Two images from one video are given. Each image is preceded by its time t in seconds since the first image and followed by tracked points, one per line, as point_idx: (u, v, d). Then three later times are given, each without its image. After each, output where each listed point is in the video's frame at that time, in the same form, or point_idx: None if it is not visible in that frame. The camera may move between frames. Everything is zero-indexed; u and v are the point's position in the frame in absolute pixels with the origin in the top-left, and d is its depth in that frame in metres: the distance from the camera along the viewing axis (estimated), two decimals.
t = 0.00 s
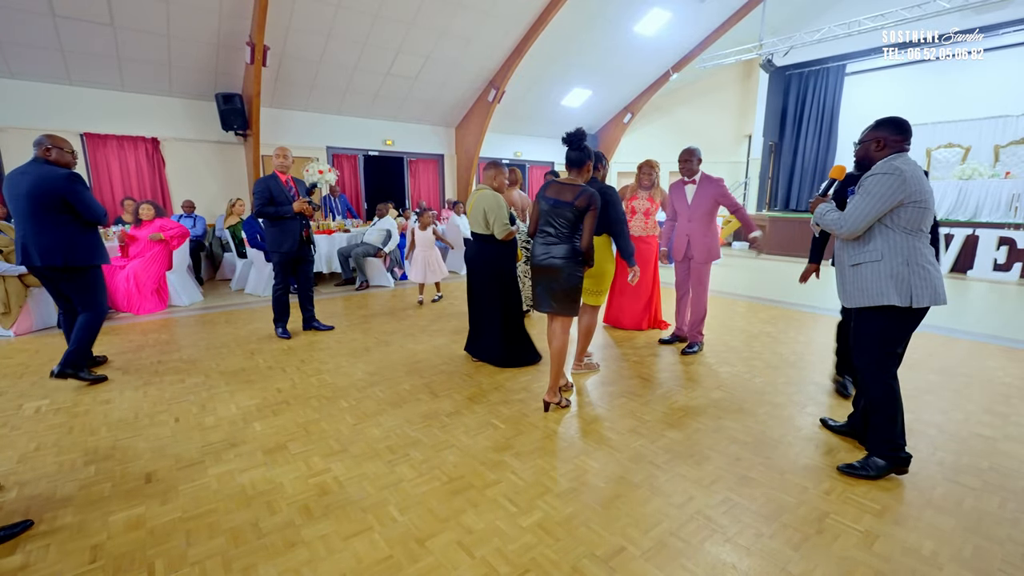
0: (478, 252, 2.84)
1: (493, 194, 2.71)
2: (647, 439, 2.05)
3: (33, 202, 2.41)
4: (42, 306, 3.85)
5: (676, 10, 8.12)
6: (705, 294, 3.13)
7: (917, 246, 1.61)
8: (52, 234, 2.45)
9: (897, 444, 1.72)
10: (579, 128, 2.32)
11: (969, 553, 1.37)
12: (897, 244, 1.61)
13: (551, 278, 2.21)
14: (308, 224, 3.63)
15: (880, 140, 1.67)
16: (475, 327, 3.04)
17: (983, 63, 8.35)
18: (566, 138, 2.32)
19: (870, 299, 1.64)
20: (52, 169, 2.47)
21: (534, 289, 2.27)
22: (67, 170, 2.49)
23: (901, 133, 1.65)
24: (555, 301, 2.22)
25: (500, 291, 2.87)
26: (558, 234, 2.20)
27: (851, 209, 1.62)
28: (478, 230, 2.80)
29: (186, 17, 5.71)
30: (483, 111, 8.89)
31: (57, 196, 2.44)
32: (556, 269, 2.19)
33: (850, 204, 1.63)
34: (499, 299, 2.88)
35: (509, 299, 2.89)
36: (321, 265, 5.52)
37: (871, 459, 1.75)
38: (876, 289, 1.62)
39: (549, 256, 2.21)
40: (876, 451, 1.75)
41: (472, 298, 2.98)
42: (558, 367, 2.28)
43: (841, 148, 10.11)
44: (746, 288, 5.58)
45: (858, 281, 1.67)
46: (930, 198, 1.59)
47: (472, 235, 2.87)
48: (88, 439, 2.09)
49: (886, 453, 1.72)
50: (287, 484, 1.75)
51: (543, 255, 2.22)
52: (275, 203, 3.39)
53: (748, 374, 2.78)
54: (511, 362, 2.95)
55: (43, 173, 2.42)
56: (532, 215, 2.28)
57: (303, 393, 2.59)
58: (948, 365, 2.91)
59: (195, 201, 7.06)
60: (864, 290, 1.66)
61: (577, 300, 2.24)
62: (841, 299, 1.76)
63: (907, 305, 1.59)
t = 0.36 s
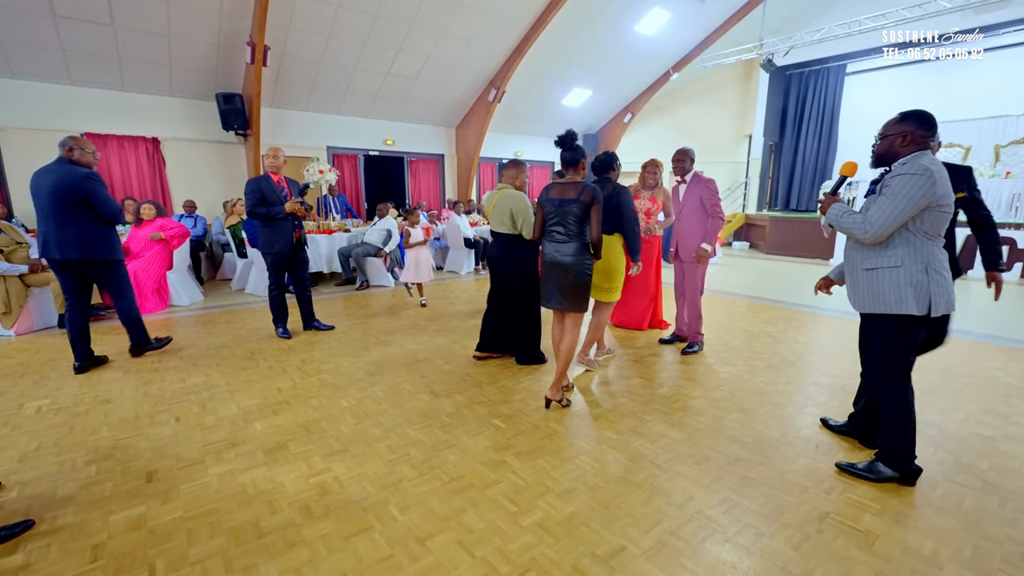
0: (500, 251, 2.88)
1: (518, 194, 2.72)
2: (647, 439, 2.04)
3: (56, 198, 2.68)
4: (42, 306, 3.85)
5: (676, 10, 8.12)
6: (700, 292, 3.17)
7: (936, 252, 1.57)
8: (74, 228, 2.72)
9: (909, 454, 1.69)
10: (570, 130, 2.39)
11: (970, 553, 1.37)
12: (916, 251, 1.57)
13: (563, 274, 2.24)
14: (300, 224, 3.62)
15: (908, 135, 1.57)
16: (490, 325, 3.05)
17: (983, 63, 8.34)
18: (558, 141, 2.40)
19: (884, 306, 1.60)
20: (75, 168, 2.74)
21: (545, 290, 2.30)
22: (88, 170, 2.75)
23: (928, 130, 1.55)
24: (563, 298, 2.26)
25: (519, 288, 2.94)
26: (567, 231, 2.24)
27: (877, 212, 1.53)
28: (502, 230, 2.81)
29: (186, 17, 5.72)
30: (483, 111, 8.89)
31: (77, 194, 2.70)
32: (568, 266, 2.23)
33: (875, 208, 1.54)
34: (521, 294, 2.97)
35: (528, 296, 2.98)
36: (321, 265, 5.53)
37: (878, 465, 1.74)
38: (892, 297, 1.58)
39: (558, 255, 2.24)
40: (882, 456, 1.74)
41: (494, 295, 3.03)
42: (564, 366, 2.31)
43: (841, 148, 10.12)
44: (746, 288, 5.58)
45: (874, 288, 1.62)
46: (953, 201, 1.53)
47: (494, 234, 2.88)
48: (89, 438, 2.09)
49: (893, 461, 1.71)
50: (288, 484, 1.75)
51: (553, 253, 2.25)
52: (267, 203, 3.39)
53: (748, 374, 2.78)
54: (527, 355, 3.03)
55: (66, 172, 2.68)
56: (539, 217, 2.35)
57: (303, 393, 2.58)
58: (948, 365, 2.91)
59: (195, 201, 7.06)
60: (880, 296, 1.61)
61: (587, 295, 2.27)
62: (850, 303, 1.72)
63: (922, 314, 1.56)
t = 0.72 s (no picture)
0: (516, 253, 2.84)
1: (533, 195, 2.76)
2: (647, 439, 2.04)
3: (97, 202, 2.83)
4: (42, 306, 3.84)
5: (676, 10, 8.11)
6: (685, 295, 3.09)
7: (958, 259, 1.53)
8: (113, 230, 2.89)
9: (911, 457, 1.68)
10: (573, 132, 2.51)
11: (969, 552, 1.37)
12: (939, 259, 1.51)
13: (570, 271, 2.36)
14: (296, 224, 3.62)
15: (926, 132, 1.52)
16: (512, 327, 3.00)
17: (983, 63, 8.33)
18: (561, 143, 2.52)
19: (905, 319, 1.55)
20: (114, 173, 2.89)
21: (549, 287, 2.42)
22: (126, 175, 2.91)
23: (950, 124, 1.49)
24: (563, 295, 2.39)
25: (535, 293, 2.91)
26: (572, 229, 2.36)
27: (907, 219, 1.46)
28: (516, 230, 2.81)
29: (186, 17, 5.72)
30: (483, 111, 8.90)
31: (117, 197, 2.86)
32: (575, 263, 2.35)
33: (905, 217, 1.47)
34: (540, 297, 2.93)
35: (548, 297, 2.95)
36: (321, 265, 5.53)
37: (879, 465, 1.74)
38: (916, 309, 1.52)
39: (564, 252, 2.36)
40: (882, 454, 1.74)
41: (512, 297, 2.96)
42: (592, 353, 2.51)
43: (841, 148, 10.11)
44: (746, 288, 5.57)
45: (899, 298, 1.55)
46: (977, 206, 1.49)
47: (507, 236, 2.88)
48: (89, 438, 2.09)
49: (895, 463, 1.70)
50: (288, 484, 1.75)
51: (559, 251, 2.37)
52: (262, 204, 3.39)
53: (748, 374, 2.77)
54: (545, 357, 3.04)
55: (107, 177, 2.84)
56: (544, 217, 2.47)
57: (304, 393, 2.58)
58: (949, 365, 2.90)
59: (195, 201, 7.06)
60: (901, 308, 1.55)
61: (593, 292, 2.36)
62: (866, 313, 1.65)
63: (945, 326, 1.52)
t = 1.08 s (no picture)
0: (521, 252, 2.83)
1: (540, 195, 2.77)
2: (647, 440, 2.04)
3: (127, 200, 3.04)
4: (42, 306, 3.84)
5: (676, 10, 8.12)
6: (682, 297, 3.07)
7: (962, 265, 1.53)
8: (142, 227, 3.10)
9: (914, 458, 1.67)
10: (595, 132, 2.50)
11: (970, 552, 1.37)
12: (941, 264, 1.51)
13: (582, 271, 2.41)
14: (296, 224, 3.62)
15: (937, 129, 1.51)
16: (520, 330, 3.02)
17: (983, 63, 8.32)
18: (580, 142, 2.51)
19: (903, 323, 1.55)
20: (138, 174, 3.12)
21: (560, 286, 2.47)
22: (150, 175, 3.16)
23: (959, 123, 1.49)
24: (579, 295, 2.44)
25: (538, 291, 2.91)
26: (587, 230, 2.40)
27: (909, 223, 1.46)
28: (523, 230, 2.81)
29: (186, 17, 5.72)
30: (483, 111, 8.90)
31: (145, 196, 3.11)
32: (587, 263, 2.40)
33: (909, 221, 1.46)
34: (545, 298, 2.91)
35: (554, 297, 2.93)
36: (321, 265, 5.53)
37: (879, 466, 1.73)
38: (915, 314, 1.53)
39: (578, 252, 2.41)
40: (882, 455, 1.73)
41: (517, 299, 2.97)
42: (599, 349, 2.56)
43: (841, 148, 10.11)
44: (747, 288, 5.57)
45: (899, 303, 1.56)
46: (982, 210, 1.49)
47: (513, 236, 2.86)
48: (89, 438, 2.09)
49: (897, 465, 1.69)
50: (288, 484, 1.75)
51: (573, 250, 2.41)
52: (262, 204, 3.38)
53: (748, 374, 2.78)
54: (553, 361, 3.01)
55: (135, 177, 3.07)
56: (559, 215, 2.49)
57: (304, 393, 2.58)
58: (949, 366, 2.90)
59: (195, 201, 7.06)
60: (900, 313, 1.56)
61: (603, 291, 2.45)
62: (867, 317, 1.66)
63: (945, 332, 1.51)
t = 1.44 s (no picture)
0: (528, 251, 2.88)
1: (542, 194, 2.77)
2: (647, 439, 2.04)
3: (137, 202, 3.29)
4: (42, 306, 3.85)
5: (676, 11, 8.12)
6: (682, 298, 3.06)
7: (953, 261, 1.53)
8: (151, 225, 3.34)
9: (913, 458, 1.67)
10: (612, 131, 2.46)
11: (970, 553, 1.37)
12: (932, 261, 1.51)
13: (594, 270, 2.44)
14: (298, 224, 3.63)
15: (923, 128, 1.50)
16: (522, 332, 3.03)
17: (983, 63, 8.32)
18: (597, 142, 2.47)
19: (896, 322, 1.55)
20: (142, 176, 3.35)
21: (573, 284, 2.51)
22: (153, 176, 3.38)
23: (946, 121, 1.48)
24: (593, 295, 2.46)
25: (544, 291, 2.91)
26: (601, 230, 2.42)
27: (901, 221, 1.46)
28: (528, 229, 2.83)
29: (186, 17, 5.72)
30: (483, 111, 8.90)
31: (152, 195, 3.35)
32: (599, 264, 2.43)
33: (900, 219, 1.46)
34: (553, 299, 2.90)
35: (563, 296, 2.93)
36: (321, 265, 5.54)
37: (877, 465, 1.74)
38: (906, 312, 1.53)
39: (591, 252, 2.44)
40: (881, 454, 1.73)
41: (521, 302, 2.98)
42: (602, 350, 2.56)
43: (842, 148, 10.10)
44: (747, 288, 5.58)
45: (891, 301, 1.55)
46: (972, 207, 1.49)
47: (521, 235, 2.90)
48: (89, 438, 2.09)
49: (897, 465, 1.69)
50: (288, 484, 1.75)
51: (586, 250, 2.44)
52: (263, 204, 3.38)
53: (748, 374, 2.78)
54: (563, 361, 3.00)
55: (140, 180, 3.31)
56: (572, 213, 2.50)
57: (304, 393, 2.58)
58: (949, 365, 2.90)
59: (195, 201, 7.06)
60: (894, 311, 1.55)
61: (614, 291, 2.48)
62: (860, 316, 1.65)
63: (935, 329, 1.52)
